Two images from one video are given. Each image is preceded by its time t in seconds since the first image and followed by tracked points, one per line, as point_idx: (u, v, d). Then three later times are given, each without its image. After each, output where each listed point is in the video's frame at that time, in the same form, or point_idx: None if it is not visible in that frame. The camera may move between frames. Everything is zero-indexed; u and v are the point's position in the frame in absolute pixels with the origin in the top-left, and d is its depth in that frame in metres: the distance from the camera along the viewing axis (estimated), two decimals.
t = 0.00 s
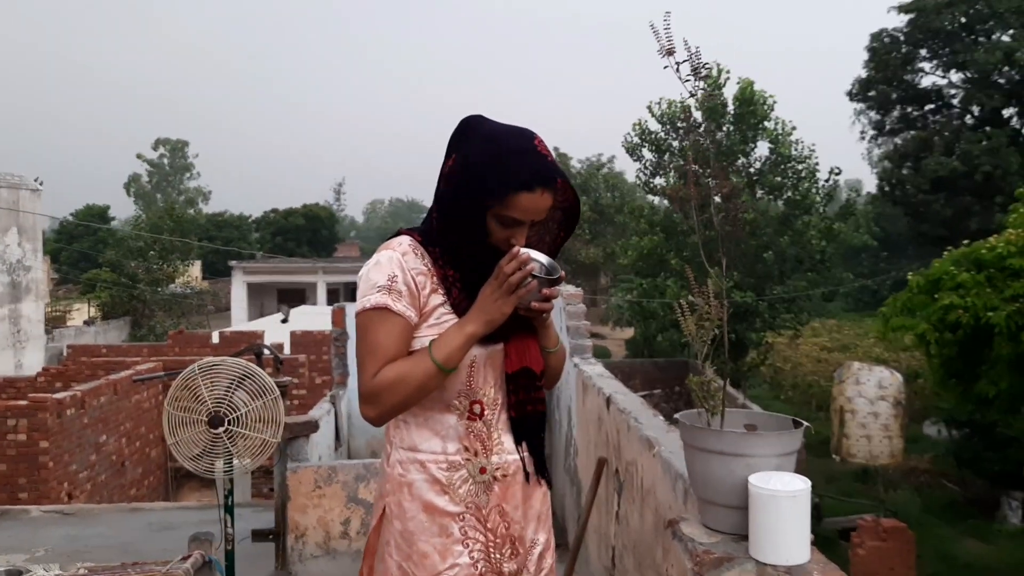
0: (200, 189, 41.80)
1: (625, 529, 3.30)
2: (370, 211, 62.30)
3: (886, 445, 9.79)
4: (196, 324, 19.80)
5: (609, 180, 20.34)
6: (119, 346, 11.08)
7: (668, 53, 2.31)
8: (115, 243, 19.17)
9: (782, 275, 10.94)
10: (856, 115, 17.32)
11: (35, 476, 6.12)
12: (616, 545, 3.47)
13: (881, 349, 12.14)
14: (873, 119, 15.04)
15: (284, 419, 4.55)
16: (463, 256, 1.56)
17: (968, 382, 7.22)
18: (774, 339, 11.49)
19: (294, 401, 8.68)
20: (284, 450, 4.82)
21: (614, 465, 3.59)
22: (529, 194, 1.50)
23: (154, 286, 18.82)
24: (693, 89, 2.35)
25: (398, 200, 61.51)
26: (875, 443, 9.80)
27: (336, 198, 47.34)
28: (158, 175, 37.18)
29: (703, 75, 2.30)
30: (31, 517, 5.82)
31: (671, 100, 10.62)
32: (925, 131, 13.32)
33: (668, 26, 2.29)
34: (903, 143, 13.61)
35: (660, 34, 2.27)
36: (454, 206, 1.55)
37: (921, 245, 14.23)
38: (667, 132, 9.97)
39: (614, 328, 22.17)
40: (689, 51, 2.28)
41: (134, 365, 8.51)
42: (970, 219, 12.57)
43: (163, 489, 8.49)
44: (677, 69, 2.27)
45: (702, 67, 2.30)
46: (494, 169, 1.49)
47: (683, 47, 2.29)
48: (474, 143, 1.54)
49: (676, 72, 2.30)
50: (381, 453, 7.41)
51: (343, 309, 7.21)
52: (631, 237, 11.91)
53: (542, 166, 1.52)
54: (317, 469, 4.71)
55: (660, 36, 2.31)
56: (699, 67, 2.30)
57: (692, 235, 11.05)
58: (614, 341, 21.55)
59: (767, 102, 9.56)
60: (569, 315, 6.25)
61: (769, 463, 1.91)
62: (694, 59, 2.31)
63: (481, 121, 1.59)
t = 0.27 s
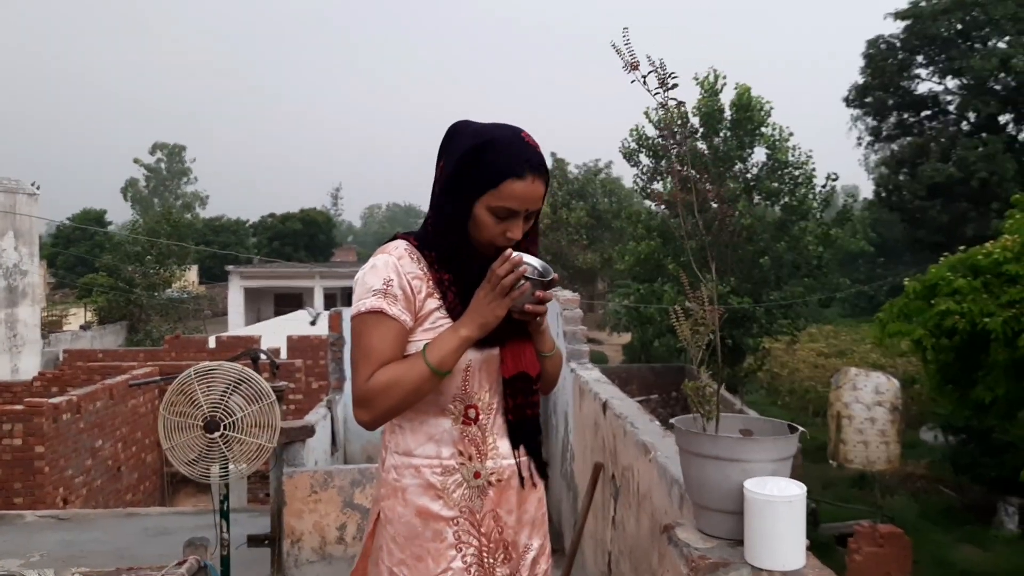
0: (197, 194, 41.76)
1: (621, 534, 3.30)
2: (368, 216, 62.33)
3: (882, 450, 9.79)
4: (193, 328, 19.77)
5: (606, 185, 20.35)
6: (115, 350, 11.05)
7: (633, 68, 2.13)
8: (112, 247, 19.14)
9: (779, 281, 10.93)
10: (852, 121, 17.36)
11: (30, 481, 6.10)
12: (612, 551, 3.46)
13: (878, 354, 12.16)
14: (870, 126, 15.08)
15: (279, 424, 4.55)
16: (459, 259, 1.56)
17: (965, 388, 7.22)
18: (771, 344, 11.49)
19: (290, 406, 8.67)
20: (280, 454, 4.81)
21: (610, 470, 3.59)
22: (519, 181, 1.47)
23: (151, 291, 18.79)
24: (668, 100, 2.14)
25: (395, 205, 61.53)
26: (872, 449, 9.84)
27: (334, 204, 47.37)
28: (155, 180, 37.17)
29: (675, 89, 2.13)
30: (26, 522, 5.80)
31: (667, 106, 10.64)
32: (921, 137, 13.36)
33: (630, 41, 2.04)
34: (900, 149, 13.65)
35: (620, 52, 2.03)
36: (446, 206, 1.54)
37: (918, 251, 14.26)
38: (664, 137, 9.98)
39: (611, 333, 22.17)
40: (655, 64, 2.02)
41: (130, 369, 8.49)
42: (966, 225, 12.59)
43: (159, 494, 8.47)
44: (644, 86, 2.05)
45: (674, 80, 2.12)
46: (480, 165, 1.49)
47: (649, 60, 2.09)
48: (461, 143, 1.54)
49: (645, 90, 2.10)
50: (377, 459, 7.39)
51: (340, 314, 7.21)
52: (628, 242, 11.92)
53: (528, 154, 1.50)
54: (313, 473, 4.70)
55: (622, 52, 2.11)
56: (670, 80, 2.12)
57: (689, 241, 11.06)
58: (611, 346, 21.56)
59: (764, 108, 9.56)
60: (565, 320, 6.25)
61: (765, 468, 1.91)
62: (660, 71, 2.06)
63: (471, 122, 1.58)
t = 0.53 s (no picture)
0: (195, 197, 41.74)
1: (620, 539, 3.30)
2: (366, 220, 62.33)
3: (882, 454, 9.80)
4: (191, 332, 19.76)
5: (605, 189, 20.37)
6: (113, 354, 11.04)
7: (641, 71, 2.25)
8: (110, 250, 19.14)
9: (778, 285, 10.94)
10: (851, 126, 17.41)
11: (27, 484, 6.09)
12: (611, 555, 3.46)
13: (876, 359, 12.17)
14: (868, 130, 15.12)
15: (278, 428, 4.55)
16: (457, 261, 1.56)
17: (963, 393, 7.24)
18: (769, 348, 11.50)
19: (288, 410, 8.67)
20: (278, 458, 4.81)
21: (609, 474, 3.59)
22: (512, 174, 1.47)
23: (149, 294, 18.78)
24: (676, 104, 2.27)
25: (394, 209, 61.53)
26: (871, 453, 9.78)
27: (332, 207, 47.37)
28: (153, 183, 37.18)
29: (683, 91, 2.22)
30: (23, 525, 5.78)
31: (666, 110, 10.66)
32: (919, 142, 13.40)
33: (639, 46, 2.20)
34: (898, 154, 13.69)
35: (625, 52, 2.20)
36: (443, 207, 1.54)
37: (916, 256, 14.29)
38: (662, 142, 10.00)
39: (609, 337, 22.19)
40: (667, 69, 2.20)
41: (129, 373, 8.49)
42: (964, 230, 12.61)
43: (157, 497, 8.46)
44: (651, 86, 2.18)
45: (681, 82, 2.21)
46: (472, 162, 1.49)
47: (655, 63, 2.21)
48: (454, 145, 1.55)
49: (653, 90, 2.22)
50: (376, 462, 7.38)
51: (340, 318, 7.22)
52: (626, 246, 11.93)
53: (519, 147, 1.50)
54: (311, 477, 4.71)
55: (630, 55, 2.25)
56: (677, 83, 2.21)
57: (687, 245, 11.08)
58: (610, 350, 21.57)
59: (763, 112, 9.58)
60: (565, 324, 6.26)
61: (766, 473, 1.92)
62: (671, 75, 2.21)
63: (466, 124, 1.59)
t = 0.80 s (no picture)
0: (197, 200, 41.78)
1: (620, 541, 3.31)
2: (367, 223, 62.37)
3: (880, 457, 10.17)
4: (192, 335, 19.78)
5: (605, 193, 20.39)
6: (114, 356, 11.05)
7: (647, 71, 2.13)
8: (112, 253, 19.17)
9: (778, 289, 10.95)
10: (851, 130, 17.44)
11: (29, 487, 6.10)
12: (611, 558, 3.47)
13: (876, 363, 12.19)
14: (868, 134, 15.14)
15: (279, 430, 4.56)
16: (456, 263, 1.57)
17: (963, 396, 7.24)
18: (769, 351, 11.52)
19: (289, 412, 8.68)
20: (279, 461, 4.82)
21: (609, 477, 3.60)
22: (507, 171, 1.48)
23: (151, 297, 18.80)
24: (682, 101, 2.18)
25: (394, 213, 61.58)
26: (870, 455, 10.18)
27: (333, 210, 47.41)
28: (155, 186, 37.23)
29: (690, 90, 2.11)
30: (24, 527, 5.79)
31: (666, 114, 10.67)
32: (919, 146, 13.42)
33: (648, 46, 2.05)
34: (898, 158, 13.73)
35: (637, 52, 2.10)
36: (440, 209, 1.55)
37: (916, 259, 14.30)
38: (662, 145, 10.02)
39: (609, 340, 22.21)
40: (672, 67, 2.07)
41: (130, 375, 8.50)
42: (964, 233, 12.62)
43: (158, 500, 8.47)
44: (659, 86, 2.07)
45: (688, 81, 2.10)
46: (465, 162, 1.50)
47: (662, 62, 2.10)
48: (450, 146, 1.56)
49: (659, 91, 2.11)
50: (376, 465, 7.40)
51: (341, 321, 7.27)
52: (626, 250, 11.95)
53: (512, 147, 1.51)
54: (312, 480, 4.72)
55: (636, 53, 2.13)
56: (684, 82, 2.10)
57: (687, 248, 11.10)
58: (610, 353, 21.59)
59: (763, 116, 9.59)
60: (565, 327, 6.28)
61: (767, 476, 1.92)
62: (677, 73, 2.11)
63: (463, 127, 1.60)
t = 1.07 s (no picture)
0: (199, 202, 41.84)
1: (620, 542, 3.34)
2: (369, 225, 62.44)
3: (880, 458, 10.27)
4: (194, 336, 19.82)
5: (606, 195, 20.44)
6: (117, 357, 11.08)
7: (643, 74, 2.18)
8: (114, 255, 19.22)
9: (777, 290, 10.98)
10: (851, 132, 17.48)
11: (32, 487, 6.13)
12: (612, 559, 3.50)
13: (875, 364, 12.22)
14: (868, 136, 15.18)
15: (280, 431, 4.58)
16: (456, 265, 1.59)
17: (962, 398, 7.26)
18: (769, 353, 11.54)
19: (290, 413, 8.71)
20: (280, 462, 4.85)
21: (609, 478, 3.63)
22: (505, 169, 1.51)
23: (153, 298, 18.85)
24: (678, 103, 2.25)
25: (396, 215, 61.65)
26: (869, 457, 10.30)
27: (334, 211, 47.46)
28: (157, 189, 37.29)
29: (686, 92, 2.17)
30: (27, 528, 5.82)
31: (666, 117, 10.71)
32: (918, 148, 13.46)
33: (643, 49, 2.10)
34: (897, 160, 13.78)
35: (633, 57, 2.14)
36: (440, 210, 1.58)
37: (916, 261, 14.34)
38: (662, 148, 10.06)
39: (610, 342, 22.25)
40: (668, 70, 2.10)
41: (132, 376, 8.53)
42: (963, 235, 12.64)
43: (160, 500, 8.50)
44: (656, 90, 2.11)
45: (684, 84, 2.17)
46: (462, 164, 1.53)
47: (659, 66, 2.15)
48: (448, 149, 1.60)
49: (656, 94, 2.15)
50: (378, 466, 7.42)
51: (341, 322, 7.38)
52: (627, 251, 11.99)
53: (509, 146, 1.54)
54: (314, 481, 4.75)
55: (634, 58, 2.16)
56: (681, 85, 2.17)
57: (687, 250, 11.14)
58: (610, 355, 21.61)
59: (762, 118, 9.63)
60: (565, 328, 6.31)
61: (766, 477, 1.95)
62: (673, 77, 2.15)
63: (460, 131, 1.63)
